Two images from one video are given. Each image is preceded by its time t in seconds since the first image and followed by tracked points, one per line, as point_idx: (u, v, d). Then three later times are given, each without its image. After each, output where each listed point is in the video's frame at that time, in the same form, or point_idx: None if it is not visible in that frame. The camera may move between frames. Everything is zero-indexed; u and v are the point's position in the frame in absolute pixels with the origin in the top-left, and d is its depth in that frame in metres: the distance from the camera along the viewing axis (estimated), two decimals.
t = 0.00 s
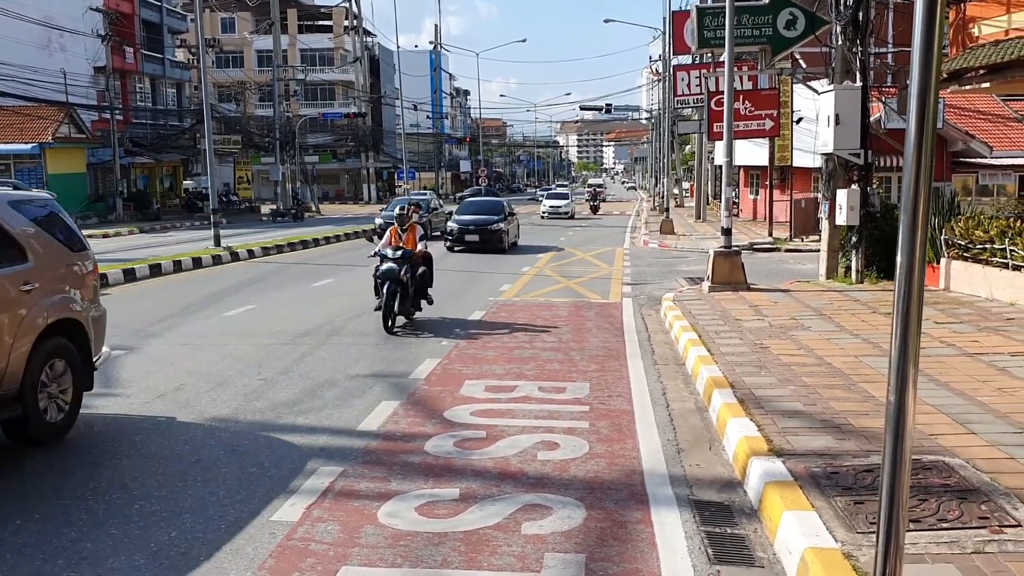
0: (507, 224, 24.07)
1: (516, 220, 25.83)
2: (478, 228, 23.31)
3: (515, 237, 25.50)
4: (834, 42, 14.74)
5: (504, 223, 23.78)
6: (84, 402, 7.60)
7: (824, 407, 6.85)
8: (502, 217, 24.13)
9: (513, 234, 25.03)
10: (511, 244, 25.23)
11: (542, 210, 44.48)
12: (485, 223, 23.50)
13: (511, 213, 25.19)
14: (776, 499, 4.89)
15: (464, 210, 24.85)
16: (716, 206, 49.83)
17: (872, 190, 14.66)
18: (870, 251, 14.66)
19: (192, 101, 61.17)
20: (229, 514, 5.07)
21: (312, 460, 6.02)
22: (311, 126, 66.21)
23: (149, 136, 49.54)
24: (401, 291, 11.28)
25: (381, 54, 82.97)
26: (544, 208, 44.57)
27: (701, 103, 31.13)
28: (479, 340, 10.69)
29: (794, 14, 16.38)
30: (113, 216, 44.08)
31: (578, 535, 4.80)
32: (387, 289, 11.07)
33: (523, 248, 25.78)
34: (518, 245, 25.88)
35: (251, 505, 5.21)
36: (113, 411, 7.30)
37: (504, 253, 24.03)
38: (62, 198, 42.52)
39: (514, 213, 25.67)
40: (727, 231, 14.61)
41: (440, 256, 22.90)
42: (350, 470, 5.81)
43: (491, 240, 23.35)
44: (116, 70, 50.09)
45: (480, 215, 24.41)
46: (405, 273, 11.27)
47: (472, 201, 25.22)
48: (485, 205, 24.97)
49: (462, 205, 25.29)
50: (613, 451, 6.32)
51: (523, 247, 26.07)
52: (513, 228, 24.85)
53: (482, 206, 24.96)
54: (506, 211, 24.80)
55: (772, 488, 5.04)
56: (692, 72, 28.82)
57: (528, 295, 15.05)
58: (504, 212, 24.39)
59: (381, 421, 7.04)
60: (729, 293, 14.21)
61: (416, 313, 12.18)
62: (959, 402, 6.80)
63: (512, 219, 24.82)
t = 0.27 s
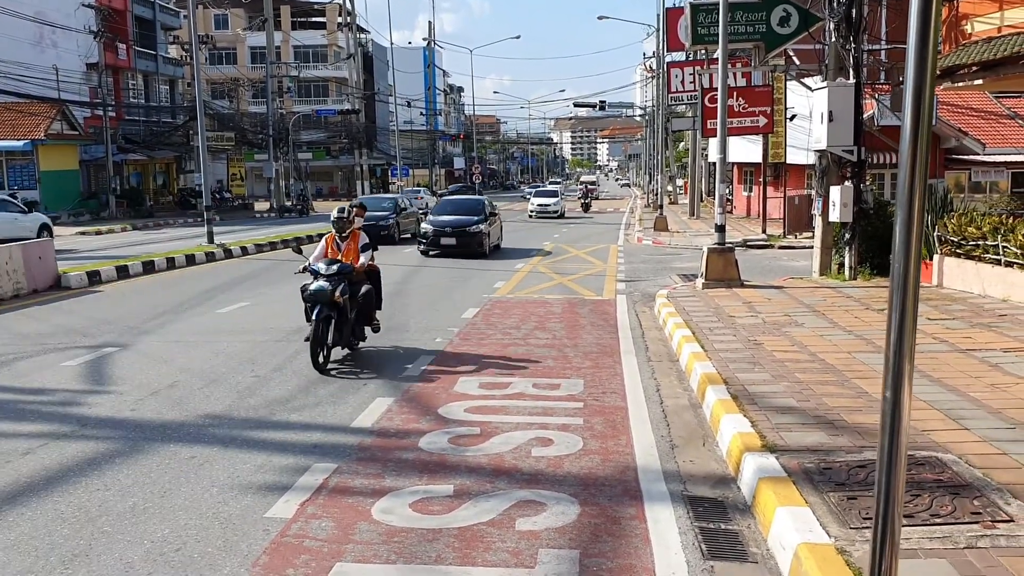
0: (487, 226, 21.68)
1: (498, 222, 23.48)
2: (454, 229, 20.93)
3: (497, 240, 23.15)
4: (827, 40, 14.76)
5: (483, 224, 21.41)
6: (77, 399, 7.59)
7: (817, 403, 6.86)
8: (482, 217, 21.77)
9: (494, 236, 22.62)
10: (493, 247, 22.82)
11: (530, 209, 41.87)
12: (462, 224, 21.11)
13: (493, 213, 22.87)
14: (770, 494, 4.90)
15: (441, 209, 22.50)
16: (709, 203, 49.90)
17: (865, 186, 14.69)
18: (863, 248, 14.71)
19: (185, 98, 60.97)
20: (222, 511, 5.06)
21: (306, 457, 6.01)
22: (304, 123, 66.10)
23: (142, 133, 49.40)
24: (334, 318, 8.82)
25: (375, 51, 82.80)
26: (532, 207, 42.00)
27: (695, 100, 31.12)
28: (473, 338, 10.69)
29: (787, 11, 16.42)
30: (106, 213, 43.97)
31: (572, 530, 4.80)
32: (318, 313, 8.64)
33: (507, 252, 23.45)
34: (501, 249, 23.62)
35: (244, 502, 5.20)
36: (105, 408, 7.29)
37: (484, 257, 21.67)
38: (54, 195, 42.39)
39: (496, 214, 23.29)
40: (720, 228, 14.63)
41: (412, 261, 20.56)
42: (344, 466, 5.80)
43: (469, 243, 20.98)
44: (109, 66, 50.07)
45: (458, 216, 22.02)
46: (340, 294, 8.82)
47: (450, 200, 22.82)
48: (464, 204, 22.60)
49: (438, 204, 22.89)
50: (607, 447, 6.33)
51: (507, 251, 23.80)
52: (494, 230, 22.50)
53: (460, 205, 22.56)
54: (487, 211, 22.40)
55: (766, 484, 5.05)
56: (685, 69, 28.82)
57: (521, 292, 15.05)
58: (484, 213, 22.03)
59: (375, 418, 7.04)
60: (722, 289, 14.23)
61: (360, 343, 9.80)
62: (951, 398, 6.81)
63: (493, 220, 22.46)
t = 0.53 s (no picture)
0: (467, 229, 19.54)
1: (479, 224, 21.39)
2: (429, 233, 18.82)
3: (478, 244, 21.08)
4: (822, 38, 14.78)
5: (461, 227, 19.29)
6: (72, 397, 7.59)
7: (811, 401, 6.89)
8: (460, 219, 19.67)
9: (474, 240, 20.52)
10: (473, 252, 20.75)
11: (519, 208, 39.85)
12: (437, 227, 18.99)
13: (474, 214, 20.79)
14: (763, 491, 4.93)
15: (415, 211, 20.36)
16: (704, 202, 49.96)
17: (860, 185, 14.72)
18: (857, 246, 14.75)
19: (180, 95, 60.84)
20: (218, 508, 5.07)
21: (301, 454, 6.03)
22: (300, 120, 66.02)
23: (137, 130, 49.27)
24: (225, 367, 6.37)
25: (370, 48, 82.72)
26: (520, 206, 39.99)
27: (690, 98, 31.17)
28: (468, 335, 10.70)
29: (782, 9, 16.43)
30: (101, 211, 43.87)
31: (567, 527, 4.82)
32: (201, 363, 6.17)
33: (488, 257, 21.39)
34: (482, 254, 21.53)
35: (240, 499, 5.21)
36: (101, 406, 7.29)
37: (462, 263, 19.55)
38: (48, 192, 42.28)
39: (477, 215, 21.19)
40: (715, 226, 14.66)
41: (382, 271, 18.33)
42: (339, 464, 5.82)
43: (445, 249, 18.86)
44: (104, 63, 49.97)
45: (434, 218, 19.87)
46: (234, 334, 6.34)
47: (424, 200, 20.66)
48: (440, 205, 20.47)
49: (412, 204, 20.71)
50: (602, 444, 6.35)
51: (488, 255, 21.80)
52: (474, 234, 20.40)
53: (437, 206, 20.42)
54: (466, 212, 20.28)
55: (759, 481, 5.08)
56: (681, 67, 28.81)
57: (517, 290, 15.06)
58: (463, 214, 19.94)
59: (370, 415, 7.05)
60: (718, 287, 14.26)
61: (275, 395, 7.34)
62: (944, 395, 6.85)
63: (473, 223, 20.35)
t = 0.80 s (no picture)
0: (441, 235, 17.30)
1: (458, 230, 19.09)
2: (397, 239, 16.56)
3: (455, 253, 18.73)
4: (817, 39, 14.84)
5: (435, 233, 17.07)
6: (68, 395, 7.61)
7: (804, 399, 6.94)
8: (433, 225, 17.42)
9: (451, 247, 18.27)
10: (449, 260, 18.55)
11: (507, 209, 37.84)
12: (407, 233, 16.75)
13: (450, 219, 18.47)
14: (756, 488, 4.97)
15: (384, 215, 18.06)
16: (699, 201, 49.99)
17: (854, 184, 14.78)
18: (851, 246, 14.81)
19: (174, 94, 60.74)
20: (216, 505, 5.11)
21: (298, 452, 6.05)
22: (294, 119, 65.95)
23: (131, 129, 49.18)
24: None
25: (365, 47, 82.65)
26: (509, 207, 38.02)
27: (685, 97, 31.19)
28: (464, 334, 10.72)
29: (776, 10, 16.50)
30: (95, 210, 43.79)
31: (562, 524, 4.86)
32: None
33: (467, 267, 19.08)
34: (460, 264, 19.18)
35: (236, 497, 5.24)
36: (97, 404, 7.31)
37: (436, 274, 17.31)
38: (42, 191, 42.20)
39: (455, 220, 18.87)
40: (710, 225, 14.71)
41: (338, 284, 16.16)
42: (335, 462, 5.84)
43: (414, 258, 16.60)
44: (99, 62, 49.89)
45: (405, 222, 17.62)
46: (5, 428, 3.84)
47: (395, 203, 18.37)
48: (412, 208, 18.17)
49: (379, 208, 18.37)
50: (597, 442, 6.38)
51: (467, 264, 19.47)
52: (450, 241, 18.13)
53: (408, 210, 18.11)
54: (441, 216, 18.14)
55: (753, 478, 5.12)
56: (676, 67, 28.82)
57: (512, 289, 15.08)
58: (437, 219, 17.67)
59: (366, 414, 7.08)
60: (712, 287, 14.31)
61: (102, 514, 4.78)
62: (936, 394, 6.90)
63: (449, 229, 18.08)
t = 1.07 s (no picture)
0: (413, 243, 14.88)
1: (433, 236, 16.67)
2: (360, 248, 14.12)
3: (429, 263, 16.30)
4: (815, 40, 14.89)
5: (405, 241, 14.64)
6: (70, 393, 7.64)
7: (801, 398, 6.98)
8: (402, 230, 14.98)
9: (426, 256, 15.85)
10: (424, 270, 16.09)
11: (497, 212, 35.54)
12: (372, 241, 14.33)
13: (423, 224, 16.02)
14: (753, 486, 5.01)
15: (346, 220, 15.54)
16: (697, 201, 50.06)
17: (851, 185, 14.83)
18: (849, 246, 14.86)
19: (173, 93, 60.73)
20: (216, 501, 5.14)
21: (298, 449, 6.10)
22: (293, 118, 65.97)
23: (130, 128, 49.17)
24: None
25: (364, 46, 82.68)
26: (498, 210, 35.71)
27: (683, 98, 31.23)
28: (463, 333, 10.77)
29: (775, 11, 16.52)
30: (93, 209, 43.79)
31: (561, 521, 4.90)
32: None
33: (443, 278, 16.64)
34: (435, 276, 16.67)
35: (237, 494, 5.28)
36: (98, 402, 7.35)
37: (407, 288, 14.88)
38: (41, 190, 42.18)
39: (429, 225, 16.42)
40: (708, 226, 14.75)
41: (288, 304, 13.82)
42: (335, 459, 5.88)
43: (380, 270, 14.16)
44: (97, 61, 49.84)
45: (371, 228, 15.15)
46: None
47: (359, 204, 15.84)
48: (378, 211, 15.66)
49: (340, 211, 15.80)
50: (595, 441, 6.43)
51: (444, 276, 16.98)
52: (423, 249, 15.70)
53: (375, 213, 15.61)
54: (415, 220, 15.66)
55: (750, 476, 5.17)
56: (674, 67, 28.84)
57: (510, 289, 15.12)
58: (407, 225, 15.26)
59: (366, 412, 7.12)
60: (710, 286, 14.35)
61: None
62: (931, 393, 6.96)
63: (422, 235, 15.65)
